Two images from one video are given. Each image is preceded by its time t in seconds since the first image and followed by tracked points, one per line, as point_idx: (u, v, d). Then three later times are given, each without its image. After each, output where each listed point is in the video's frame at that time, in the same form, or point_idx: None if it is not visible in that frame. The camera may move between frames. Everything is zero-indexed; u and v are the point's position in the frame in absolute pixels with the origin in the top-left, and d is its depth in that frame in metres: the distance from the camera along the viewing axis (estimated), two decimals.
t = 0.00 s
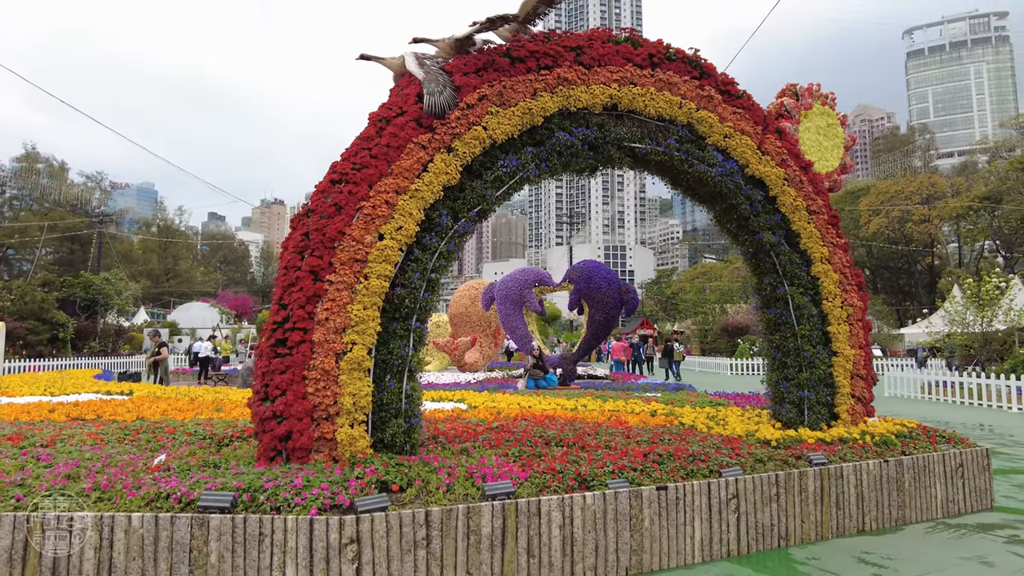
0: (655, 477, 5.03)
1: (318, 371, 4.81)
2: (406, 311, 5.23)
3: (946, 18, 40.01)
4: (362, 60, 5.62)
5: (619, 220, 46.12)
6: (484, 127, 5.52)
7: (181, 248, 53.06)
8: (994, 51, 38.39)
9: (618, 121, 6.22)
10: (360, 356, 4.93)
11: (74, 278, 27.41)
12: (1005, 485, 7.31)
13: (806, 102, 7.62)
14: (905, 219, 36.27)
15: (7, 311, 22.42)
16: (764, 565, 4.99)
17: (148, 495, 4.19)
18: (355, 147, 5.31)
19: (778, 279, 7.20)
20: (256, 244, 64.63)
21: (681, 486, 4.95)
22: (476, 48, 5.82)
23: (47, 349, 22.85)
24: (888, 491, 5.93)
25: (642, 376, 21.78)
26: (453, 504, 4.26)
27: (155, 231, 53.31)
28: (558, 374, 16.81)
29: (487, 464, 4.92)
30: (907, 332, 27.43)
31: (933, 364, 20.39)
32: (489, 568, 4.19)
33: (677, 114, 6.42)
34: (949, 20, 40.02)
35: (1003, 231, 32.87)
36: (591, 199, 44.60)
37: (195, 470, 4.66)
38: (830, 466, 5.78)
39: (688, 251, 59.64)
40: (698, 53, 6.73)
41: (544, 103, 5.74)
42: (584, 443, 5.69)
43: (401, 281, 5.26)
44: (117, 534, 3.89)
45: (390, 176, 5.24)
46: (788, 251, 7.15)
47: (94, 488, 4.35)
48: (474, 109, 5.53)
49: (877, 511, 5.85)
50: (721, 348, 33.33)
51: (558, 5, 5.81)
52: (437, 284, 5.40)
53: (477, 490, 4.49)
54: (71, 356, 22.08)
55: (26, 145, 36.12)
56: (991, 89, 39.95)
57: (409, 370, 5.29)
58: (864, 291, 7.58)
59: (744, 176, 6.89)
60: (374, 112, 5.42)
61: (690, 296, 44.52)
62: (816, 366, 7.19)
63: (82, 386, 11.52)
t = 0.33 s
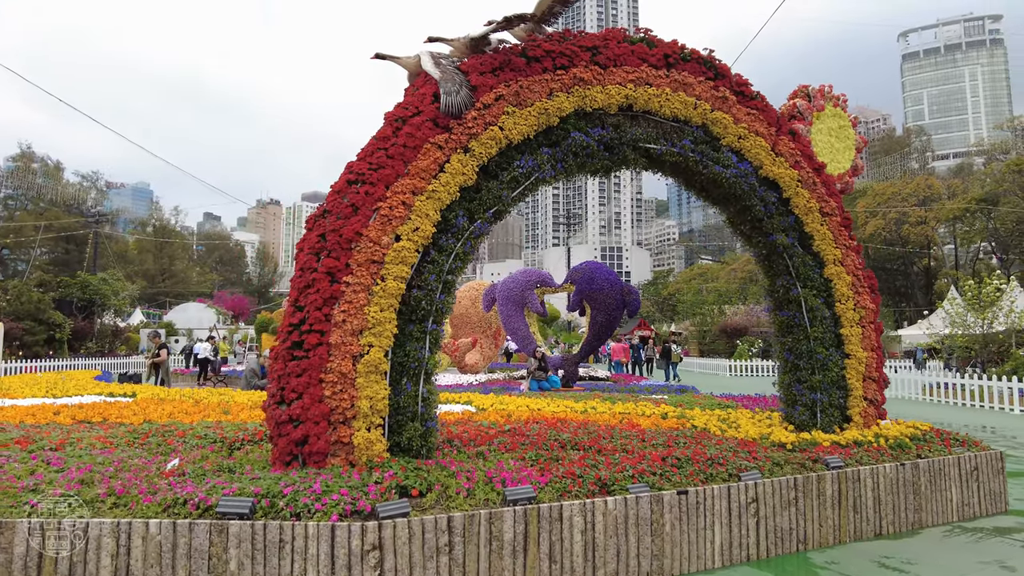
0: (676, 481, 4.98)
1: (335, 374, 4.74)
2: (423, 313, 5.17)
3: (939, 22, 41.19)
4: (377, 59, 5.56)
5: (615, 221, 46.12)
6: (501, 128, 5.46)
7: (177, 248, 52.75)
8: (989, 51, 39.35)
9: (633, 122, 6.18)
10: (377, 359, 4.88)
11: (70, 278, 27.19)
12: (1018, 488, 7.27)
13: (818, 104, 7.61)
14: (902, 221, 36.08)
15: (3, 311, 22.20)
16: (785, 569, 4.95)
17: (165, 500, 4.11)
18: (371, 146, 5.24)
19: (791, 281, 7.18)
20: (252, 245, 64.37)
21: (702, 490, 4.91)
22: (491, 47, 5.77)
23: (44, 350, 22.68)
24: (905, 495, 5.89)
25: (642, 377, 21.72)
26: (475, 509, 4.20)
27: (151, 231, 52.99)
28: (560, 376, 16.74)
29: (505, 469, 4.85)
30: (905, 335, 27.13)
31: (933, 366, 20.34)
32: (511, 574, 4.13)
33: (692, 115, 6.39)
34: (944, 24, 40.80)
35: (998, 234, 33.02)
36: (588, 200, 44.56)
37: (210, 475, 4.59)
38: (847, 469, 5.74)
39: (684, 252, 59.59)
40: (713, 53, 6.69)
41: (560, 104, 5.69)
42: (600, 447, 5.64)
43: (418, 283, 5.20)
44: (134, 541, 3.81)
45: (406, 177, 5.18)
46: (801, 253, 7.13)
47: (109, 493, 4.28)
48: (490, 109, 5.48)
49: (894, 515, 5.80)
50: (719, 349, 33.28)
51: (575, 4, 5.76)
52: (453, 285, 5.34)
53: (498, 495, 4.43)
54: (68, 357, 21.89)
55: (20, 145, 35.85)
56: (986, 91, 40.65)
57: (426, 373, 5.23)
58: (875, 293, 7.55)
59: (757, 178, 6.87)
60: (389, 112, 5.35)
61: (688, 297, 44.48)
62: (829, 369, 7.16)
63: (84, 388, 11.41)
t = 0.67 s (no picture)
0: (696, 484, 4.94)
1: (353, 376, 4.68)
2: (439, 314, 5.11)
3: (936, 24, 43.67)
4: (392, 57, 5.50)
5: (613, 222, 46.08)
6: (517, 127, 5.40)
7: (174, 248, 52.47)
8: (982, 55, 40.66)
9: (649, 122, 6.13)
10: (394, 361, 4.81)
11: (68, 278, 27.01)
12: None
13: (831, 104, 7.58)
14: (899, 222, 36.19)
15: None
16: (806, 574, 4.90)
17: (181, 505, 4.04)
18: (387, 146, 5.18)
19: (804, 283, 7.15)
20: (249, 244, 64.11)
21: (722, 493, 4.87)
22: (507, 46, 5.71)
23: (41, 350, 22.50)
24: (922, 497, 5.84)
25: (643, 377, 21.68)
26: (497, 513, 4.14)
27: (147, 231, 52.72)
28: (563, 377, 16.66)
29: (524, 472, 4.79)
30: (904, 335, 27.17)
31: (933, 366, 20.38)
32: None
33: (707, 115, 6.36)
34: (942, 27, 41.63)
35: (994, 235, 33.13)
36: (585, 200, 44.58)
37: (225, 478, 4.51)
38: (864, 471, 5.69)
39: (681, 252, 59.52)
40: (727, 53, 6.66)
41: (576, 103, 5.63)
42: (617, 449, 5.59)
43: (434, 283, 5.13)
44: (152, 547, 3.74)
45: (423, 176, 5.12)
46: (814, 254, 7.11)
47: (125, 497, 4.21)
48: (507, 108, 5.41)
49: (911, 518, 5.75)
50: (719, 350, 33.19)
51: (592, 3, 5.71)
52: (469, 286, 5.29)
53: (518, 498, 4.37)
54: (67, 358, 21.72)
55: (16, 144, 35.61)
56: (981, 93, 40.12)
57: (442, 374, 5.16)
58: (888, 295, 7.53)
59: (771, 178, 6.86)
60: (406, 111, 5.29)
61: (685, 297, 44.45)
62: (842, 370, 7.13)
63: (86, 389, 11.30)
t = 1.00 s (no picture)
0: (716, 484, 4.88)
1: (369, 375, 4.61)
2: (455, 312, 5.04)
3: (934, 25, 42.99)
4: (406, 52, 5.43)
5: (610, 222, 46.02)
6: (533, 123, 5.33)
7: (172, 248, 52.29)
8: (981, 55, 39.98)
9: (664, 118, 6.07)
10: (411, 360, 4.75)
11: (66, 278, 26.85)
12: None
13: (844, 102, 7.52)
14: (898, 222, 36.13)
15: None
16: None
17: (197, 507, 3.96)
18: (403, 142, 5.10)
19: (818, 281, 7.10)
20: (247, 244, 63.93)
21: (743, 494, 4.81)
22: (521, 41, 5.64)
23: (41, 350, 22.35)
24: (940, 497, 5.78)
25: (645, 378, 21.60)
26: (519, 515, 4.07)
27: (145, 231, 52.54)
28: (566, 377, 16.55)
29: (543, 473, 4.73)
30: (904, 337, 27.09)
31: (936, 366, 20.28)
32: None
33: (723, 112, 6.31)
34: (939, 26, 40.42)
35: (994, 235, 32.99)
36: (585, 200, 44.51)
37: (240, 480, 4.43)
38: (883, 471, 5.64)
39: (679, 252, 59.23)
40: (742, 50, 6.60)
41: (592, 99, 5.56)
42: (634, 450, 5.52)
43: (450, 281, 5.07)
44: (168, 550, 3.66)
45: (439, 173, 5.04)
46: (829, 253, 7.07)
47: (139, 498, 4.12)
48: (523, 104, 5.34)
49: (930, 519, 5.69)
50: (719, 350, 33.03)
51: None
52: (485, 284, 5.21)
53: (539, 500, 4.30)
54: (67, 358, 21.59)
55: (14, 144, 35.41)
56: (979, 95, 40.05)
57: (458, 374, 5.09)
58: (902, 294, 7.49)
59: (785, 176, 6.82)
60: (421, 107, 5.21)
61: (685, 297, 44.34)
62: (856, 369, 7.08)
63: (90, 389, 11.19)
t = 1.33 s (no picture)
0: (740, 484, 4.81)
1: (387, 373, 4.52)
2: (473, 309, 4.95)
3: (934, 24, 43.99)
4: (421, 45, 5.33)
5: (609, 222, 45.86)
6: (551, 117, 5.24)
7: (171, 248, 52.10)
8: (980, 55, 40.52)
9: (681, 112, 5.98)
10: (428, 357, 4.66)
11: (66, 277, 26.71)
12: None
13: (860, 97, 7.42)
14: (899, 221, 36.01)
15: None
16: None
17: (213, 508, 3.85)
18: (420, 135, 5.00)
19: (835, 278, 7.02)
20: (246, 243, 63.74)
21: (767, 493, 4.74)
22: (537, 34, 5.56)
23: (41, 349, 22.19)
24: (963, 497, 5.70)
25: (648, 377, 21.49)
26: (543, 515, 3.99)
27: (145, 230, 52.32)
28: (571, 376, 16.44)
29: (564, 472, 4.64)
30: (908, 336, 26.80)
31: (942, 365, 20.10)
32: None
33: (740, 106, 6.24)
34: (938, 26, 40.03)
35: (995, 234, 32.56)
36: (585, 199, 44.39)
37: (256, 479, 4.33)
38: (905, 470, 5.55)
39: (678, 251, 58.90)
40: (759, 44, 6.52)
41: (610, 93, 5.48)
42: (653, 449, 5.44)
43: (467, 278, 4.98)
44: (186, 552, 3.56)
45: (456, 167, 4.95)
46: (846, 249, 6.99)
47: (154, 498, 4.02)
48: (541, 97, 5.25)
49: (953, 518, 5.61)
50: (721, 349, 32.79)
51: None
52: (502, 280, 5.12)
53: (562, 500, 4.22)
54: (68, 358, 21.47)
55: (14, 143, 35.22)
56: (978, 93, 40.44)
57: (476, 371, 5.00)
58: (919, 291, 7.41)
59: (802, 172, 6.75)
60: (438, 100, 5.11)
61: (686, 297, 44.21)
62: (873, 367, 7.00)
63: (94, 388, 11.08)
